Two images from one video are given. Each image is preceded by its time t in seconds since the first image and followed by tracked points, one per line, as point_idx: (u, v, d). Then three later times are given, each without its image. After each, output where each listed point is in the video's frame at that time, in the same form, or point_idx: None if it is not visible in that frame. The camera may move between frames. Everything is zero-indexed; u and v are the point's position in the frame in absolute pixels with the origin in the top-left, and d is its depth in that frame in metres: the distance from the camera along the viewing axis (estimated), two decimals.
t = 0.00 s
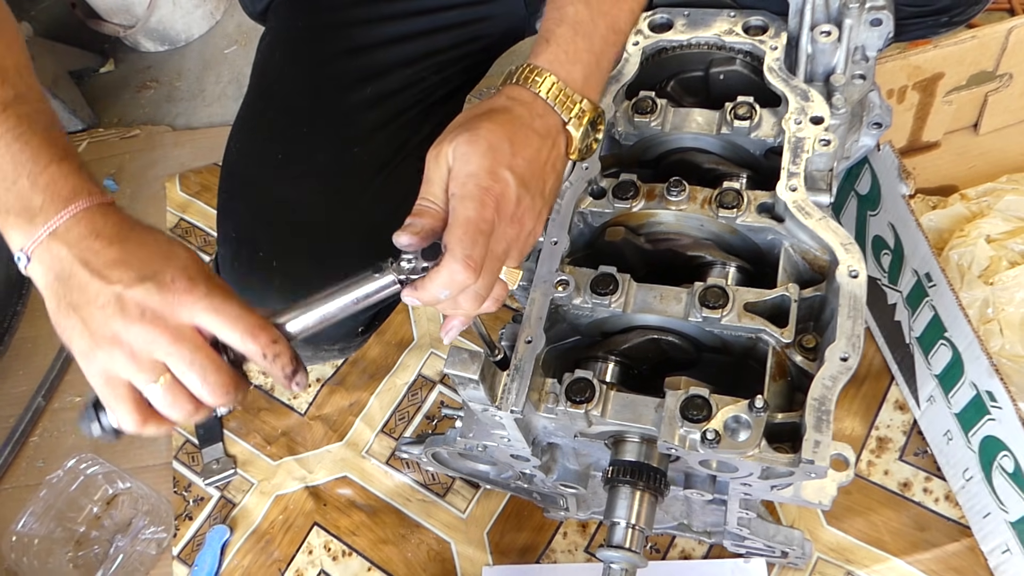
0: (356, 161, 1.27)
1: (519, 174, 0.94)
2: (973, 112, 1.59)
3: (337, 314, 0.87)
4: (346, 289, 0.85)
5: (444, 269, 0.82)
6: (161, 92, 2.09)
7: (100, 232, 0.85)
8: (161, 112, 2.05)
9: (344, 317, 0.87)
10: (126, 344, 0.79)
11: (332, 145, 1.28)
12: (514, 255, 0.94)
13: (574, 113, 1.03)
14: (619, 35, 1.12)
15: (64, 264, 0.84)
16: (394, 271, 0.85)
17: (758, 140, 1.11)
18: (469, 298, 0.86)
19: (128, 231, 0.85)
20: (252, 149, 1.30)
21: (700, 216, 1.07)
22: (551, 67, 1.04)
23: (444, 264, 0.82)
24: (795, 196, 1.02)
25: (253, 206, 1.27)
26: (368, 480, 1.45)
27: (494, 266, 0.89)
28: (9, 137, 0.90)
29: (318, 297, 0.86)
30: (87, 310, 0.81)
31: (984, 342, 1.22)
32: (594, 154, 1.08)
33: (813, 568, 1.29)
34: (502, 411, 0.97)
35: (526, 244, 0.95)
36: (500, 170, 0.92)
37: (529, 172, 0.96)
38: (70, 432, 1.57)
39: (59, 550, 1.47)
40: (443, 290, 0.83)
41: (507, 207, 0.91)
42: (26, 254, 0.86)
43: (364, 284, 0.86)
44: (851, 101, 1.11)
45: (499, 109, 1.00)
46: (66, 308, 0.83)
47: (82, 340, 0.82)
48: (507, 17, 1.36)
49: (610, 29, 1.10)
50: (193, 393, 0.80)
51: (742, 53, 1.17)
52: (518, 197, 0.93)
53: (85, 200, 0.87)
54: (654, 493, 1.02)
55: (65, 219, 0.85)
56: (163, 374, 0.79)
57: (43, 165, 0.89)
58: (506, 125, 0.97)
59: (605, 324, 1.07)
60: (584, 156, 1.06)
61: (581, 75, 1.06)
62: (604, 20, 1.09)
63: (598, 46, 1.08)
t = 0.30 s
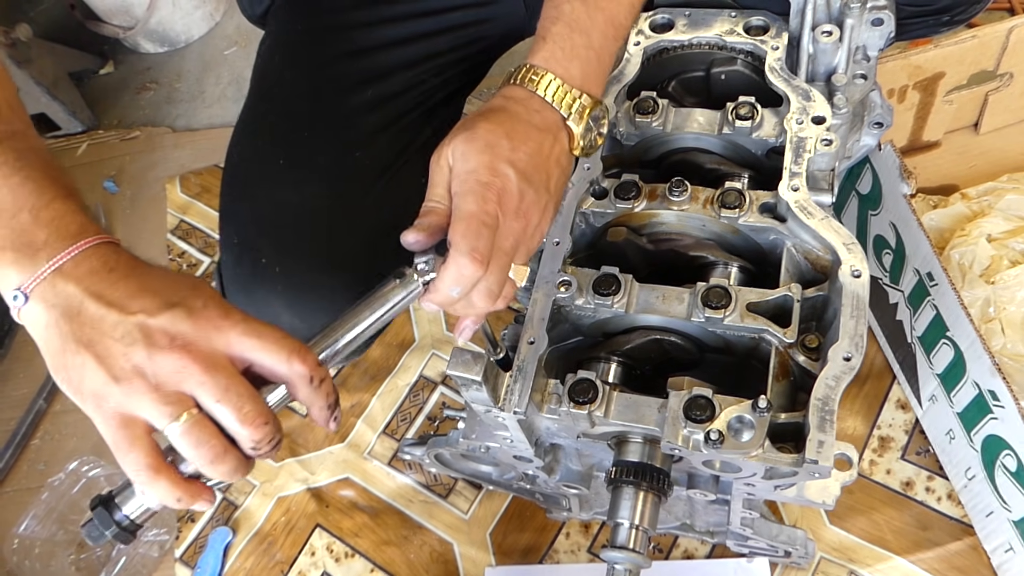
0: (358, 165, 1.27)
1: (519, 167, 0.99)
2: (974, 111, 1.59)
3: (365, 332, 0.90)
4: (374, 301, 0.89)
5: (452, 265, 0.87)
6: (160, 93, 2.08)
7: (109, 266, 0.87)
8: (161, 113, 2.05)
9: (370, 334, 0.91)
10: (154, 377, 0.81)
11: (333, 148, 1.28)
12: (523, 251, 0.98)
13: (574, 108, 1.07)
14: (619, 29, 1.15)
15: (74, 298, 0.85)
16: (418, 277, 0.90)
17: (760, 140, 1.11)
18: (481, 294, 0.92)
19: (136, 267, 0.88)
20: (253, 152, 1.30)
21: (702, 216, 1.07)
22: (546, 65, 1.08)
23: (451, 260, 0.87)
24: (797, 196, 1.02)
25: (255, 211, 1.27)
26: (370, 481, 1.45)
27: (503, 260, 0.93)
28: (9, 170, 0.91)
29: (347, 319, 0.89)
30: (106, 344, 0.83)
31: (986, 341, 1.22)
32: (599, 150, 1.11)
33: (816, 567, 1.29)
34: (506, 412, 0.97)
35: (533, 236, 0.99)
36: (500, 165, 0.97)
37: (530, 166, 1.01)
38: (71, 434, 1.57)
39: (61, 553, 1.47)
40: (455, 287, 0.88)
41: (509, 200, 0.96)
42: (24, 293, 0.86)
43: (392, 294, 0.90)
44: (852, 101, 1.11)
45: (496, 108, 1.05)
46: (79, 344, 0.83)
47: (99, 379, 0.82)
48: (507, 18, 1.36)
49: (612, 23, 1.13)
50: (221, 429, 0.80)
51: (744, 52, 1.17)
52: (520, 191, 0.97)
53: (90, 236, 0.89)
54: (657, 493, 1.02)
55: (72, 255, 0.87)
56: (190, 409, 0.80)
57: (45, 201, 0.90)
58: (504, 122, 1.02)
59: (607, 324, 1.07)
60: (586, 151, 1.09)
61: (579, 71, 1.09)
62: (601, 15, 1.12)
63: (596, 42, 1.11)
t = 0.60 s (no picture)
0: (364, 173, 1.26)
1: (505, 161, 0.97)
2: (975, 110, 1.59)
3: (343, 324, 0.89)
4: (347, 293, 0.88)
5: (428, 254, 0.85)
6: (159, 95, 2.08)
7: (95, 256, 0.89)
8: (160, 115, 2.04)
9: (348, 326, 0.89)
10: (136, 363, 0.83)
11: (338, 156, 1.27)
12: (505, 247, 0.96)
13: (561, 109, 1.04)
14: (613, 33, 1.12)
15: (63, 287, 0.87)
16: (391, 268, 0.89)
17: (762, 142, 1.10)
18: (459, 285, 0.90)
19: (123, 255, 0.90)
20: (257, 160, 1.29)
21: (704, 218, 1.06)
22: (535, 68, 1.07)
23: (428, 250, 0.85)
24: (800, 198, 1.02)
25: (261, 221, 1.26)
26: (371, 484, 1.44)
27: (483, 252, 0.91)
28: None
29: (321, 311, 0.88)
30: (92, 333, 0.85)
31: (990, 342, 1.21)
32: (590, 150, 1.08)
33: (819, 569, 1.28)
34: (508, 416, 0.97)
35: (518, 232, 0.96)
36: (484, 158, 0.95)
37: (516, 161, 0.98)
38: (70, 438, 1.56)
39: (60, 557, 1.47)
40: (432, 277, 0.85)
41: (493, 193, 0.93)
42: (17, 281, 0.89)
43: (366, 285, 0.89)
44: (854, 101, 1.11)
45: (485, 107, 1.03)
46: (68, 332, 0.86)
47: (86, 364, 0.85)
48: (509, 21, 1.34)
49: (603, 26, 1.10)
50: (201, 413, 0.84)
51: (745, 53, 1.17)
52: (505, 185, 0.95)
53: (80, 225, 0.91)
54: (661, 497, 1.02)
55: (61, 245, 0.89)
56: (171, 394, 0.83)
57: (36, 192, 0.92)
58: (490, 118, 1.00)
59: (610, 327, 1.07)
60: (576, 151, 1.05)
61: (567, 74, 1.07)
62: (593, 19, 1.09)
63: (587, 45, 1.09)
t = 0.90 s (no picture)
0: (369, 166, 1.26)
1: (514, 137, 0.97)
2: (981, 115, 1.58)
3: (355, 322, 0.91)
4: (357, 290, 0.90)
5: (443, 224, 0.84)
6: (162, 89, 2.07)
7: (111, 263, 0.88)
8: (163, 109, 2.04)
9: (359, 325, 0.91)
10: (157, 370, 0.82)
11: (343, 149, 1.27)
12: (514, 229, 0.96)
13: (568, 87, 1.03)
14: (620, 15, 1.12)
15: (80, 293, 0.87)
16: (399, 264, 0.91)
17: (770, 144, 1.10)
18: (470, 264, 0.91)
19: (138, 262, 0.90)
20: (263, 153, 1.29)
21: (711, 220, 1.06)
22: (539, 48, 1.07)
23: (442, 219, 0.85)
24: (807, 201, 1.02)
25: (265, 213, 1.26)
26: (372, 481, 1.44)
27: (495, 231, 0.92)
28: (14, 167, 0.92)
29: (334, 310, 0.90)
30: (111, 339, 0.84)
31: (993, 348, 1.22)
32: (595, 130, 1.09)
33: (819, 573, 1.28)
34: (512, 415, 0.97)
35: (530, 210, 0.97)
36: (493, 133, 0.95)
37: (525, 136, 0.98)
38: (71, 431, 1.56)
39: (58, 551, 1.46)
40: (444, 250, 0.85)
41: (504, 169, 0.94)
42: (32, 286, 0.88)
43: (376, 283, 0.91)
44: (863, 105, 1.10)
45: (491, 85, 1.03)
46: (86, 338, 0.85)
47: (104, 370, 0.84)
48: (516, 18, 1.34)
49: (610, 8, 1.09)
50: (223, 419, 0.81)
51: (754, 55, 1.17)
52: (517, 161, 0.95)
53: (95, 232, 0.91)
54: (664, 498, 1.02)
55: (78, 250, 0.89)
56: (192, 400, 0.81)
57: (52, 196, 0.92)
58: (496, 96, 1.00)
59: (615, 328, 1.06)
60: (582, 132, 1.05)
61: (571, 52, 1.07)
62: None
63: (593, 27, 1.09)
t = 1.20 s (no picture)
0: (371, 158, 1.26)
1: (520, 116, 0.99)
2: (981, 115, 1.59)
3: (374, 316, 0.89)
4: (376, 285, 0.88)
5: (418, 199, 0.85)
6: (164, 81, 2.07)
7: (124, 258, 0.88)
8: (165, 101, 2.03)
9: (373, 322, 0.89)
10: (177, 367, 0.81)
11: (347, 141, 1.27)
12: (528, 211, 1.00)
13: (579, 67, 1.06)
14: None
15: (94, 288, 0.86)
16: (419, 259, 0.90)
17: (771, 140, 1.10)
18: (480, 247, 0.94)
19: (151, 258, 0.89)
20: (266, 145, 1.29)
21: (713, 215, 1.07)
22: (549, 32, 1.10)
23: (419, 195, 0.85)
24: (809, 196, 1.02)
25: (268, 204, 1.27)
26: (371, 474, 1.44)
27: (502, 212, 0.95)
28: (22, 161, 0.92)
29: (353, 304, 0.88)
30: (128, 335, 0.83)
31: (992, 345, 1.22)
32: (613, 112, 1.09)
33: (816, 568, 1.29)
34: (514, 407, 0.97)
35: (541, 189, 0.99)
36: (498, 112, 0.98)
37: (531, 115, 1.00)
38: (71, 422, 1.56)
39: (58, 540, 1.46)
40: (423, 226, 0.85)
41: (509, 147, 0.96)
42: (43, 281, 0.87)
43: (393, 276, 0.89)
44: (864, 102, 1.11)
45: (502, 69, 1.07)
46: (101, 334, 0.84)
47: (122, 367, 0.83)
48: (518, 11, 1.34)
49: None
50: (244, 415, 0.80)
51: (756, 51, 1.17)
52: (522, 139, 0.97)
53: (106, 226, 0.90)
54: (663, 491, 1.02)
55: (91, 245, 0.88)
56: (213, 397, 0.80)
57: (61, 190, 0.92)
58: (504, 79, 1.03)
59: (616, 321, 1.07)
60: (596, 113, 1.07)
61: (582, 34, 1.10)
62: None
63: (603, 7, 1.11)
